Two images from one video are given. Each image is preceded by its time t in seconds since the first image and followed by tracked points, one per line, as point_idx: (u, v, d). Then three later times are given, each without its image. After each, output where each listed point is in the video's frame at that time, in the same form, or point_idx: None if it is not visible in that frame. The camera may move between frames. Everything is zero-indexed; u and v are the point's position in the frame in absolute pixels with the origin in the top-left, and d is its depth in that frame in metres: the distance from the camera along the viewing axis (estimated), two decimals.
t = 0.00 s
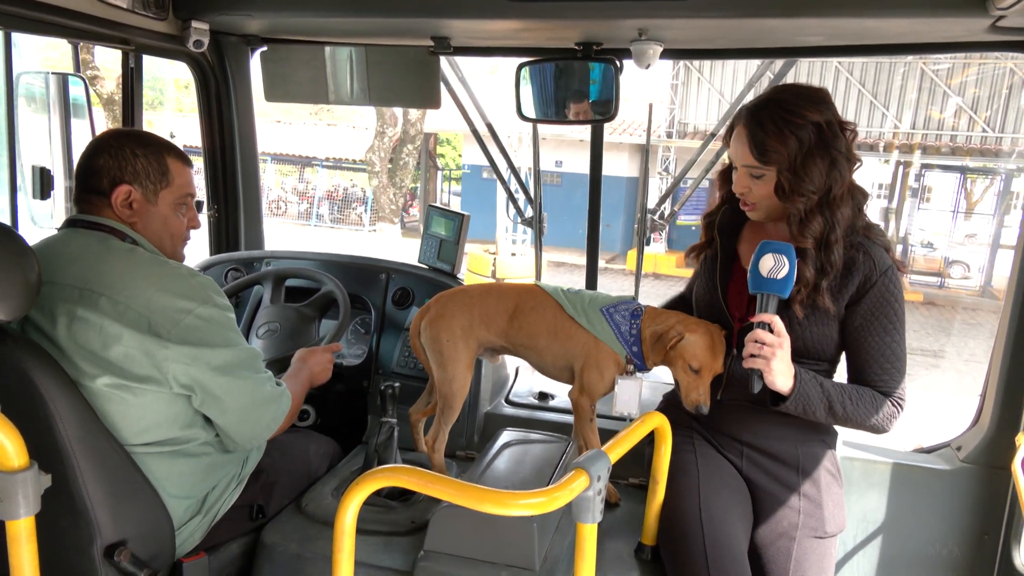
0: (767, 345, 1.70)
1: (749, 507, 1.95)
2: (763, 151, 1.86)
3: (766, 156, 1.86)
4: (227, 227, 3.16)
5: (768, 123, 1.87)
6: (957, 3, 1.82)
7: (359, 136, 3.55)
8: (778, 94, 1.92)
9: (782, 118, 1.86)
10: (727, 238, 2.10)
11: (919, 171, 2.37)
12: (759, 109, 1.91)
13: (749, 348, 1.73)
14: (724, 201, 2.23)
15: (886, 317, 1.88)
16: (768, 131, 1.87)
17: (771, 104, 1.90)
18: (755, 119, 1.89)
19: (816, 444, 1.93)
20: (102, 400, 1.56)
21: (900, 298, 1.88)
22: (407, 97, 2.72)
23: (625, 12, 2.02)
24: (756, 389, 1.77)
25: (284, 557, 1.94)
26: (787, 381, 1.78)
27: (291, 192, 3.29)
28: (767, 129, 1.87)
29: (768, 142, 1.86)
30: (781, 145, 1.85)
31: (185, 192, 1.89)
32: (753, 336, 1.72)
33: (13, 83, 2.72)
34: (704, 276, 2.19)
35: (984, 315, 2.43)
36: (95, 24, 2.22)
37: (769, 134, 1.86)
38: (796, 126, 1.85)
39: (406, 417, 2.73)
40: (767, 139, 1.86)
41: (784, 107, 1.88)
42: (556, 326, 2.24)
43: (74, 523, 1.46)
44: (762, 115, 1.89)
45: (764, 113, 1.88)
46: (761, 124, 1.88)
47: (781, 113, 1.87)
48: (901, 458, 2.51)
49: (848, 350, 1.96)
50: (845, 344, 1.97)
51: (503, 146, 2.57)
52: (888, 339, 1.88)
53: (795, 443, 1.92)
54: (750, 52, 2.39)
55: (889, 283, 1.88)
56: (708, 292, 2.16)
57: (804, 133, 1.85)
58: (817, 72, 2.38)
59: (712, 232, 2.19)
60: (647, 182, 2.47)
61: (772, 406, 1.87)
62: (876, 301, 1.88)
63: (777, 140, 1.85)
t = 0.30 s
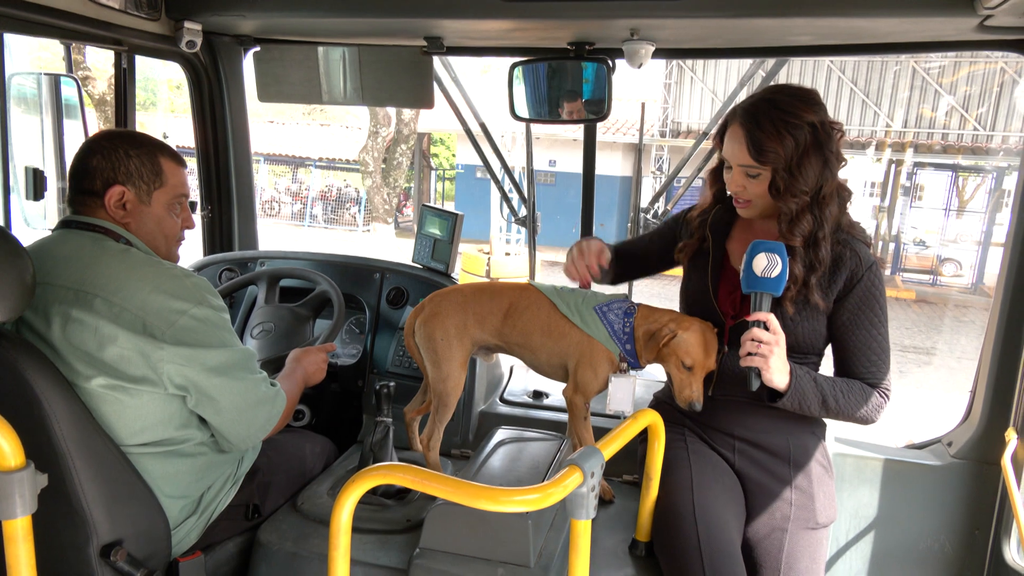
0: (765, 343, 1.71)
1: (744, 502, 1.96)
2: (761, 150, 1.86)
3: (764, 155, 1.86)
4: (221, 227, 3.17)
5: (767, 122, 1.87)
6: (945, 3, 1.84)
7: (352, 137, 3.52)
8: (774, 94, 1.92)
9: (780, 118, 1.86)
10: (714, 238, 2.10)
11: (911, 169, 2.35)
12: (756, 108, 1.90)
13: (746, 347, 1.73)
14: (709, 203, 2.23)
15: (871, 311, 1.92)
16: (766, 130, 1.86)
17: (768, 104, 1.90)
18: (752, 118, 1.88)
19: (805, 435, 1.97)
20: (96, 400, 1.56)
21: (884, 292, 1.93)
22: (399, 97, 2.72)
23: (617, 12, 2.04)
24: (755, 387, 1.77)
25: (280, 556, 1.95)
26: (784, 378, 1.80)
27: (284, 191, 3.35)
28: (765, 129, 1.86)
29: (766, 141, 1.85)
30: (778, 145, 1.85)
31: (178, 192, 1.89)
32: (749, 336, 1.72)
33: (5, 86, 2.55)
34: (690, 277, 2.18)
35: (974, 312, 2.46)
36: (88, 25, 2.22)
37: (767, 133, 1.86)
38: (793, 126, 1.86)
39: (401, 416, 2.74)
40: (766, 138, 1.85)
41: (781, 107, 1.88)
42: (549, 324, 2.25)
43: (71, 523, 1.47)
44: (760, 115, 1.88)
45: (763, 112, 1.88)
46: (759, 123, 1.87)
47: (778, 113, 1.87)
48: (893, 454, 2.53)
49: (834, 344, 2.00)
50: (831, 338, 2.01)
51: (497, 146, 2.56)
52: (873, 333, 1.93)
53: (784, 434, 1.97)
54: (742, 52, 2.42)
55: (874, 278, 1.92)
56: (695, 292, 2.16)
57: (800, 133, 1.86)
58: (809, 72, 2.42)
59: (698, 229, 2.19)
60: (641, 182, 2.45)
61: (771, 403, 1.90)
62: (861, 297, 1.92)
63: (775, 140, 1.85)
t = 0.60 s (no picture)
0: (773, 344, 1.74)
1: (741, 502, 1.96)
2: (771, 152, 1.84)
3: (774, 157, 1.85)
4: (220, 229, 3.19)
5: (774, 124, 1.85)
6: (940, 3, 1.85)
7: (353, 138, 3.49)
8: (773, 95, 1.90)
9: (787, 119, 1.86)
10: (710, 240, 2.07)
11: (910, 169, 2.34)
12: (760, 108, 1.88)
13: (755, 348, 1.76)
14: (694, 205, 2.17)
15: (860, 303, 2.01)
16: (776, 132, 1.84)
17: (773, 105, 1.88)
18: (759, 120, 1.86)
19: (796, 427, 2.01)
20: (98, 401, 1.57)
21: (868, 284, 2.03)
22: (398, 98, 2.73)
23: (615, 13, 2.05)
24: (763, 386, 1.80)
25: (280, 555, 1.96)
26: (789, 375, 1.84)
27: (283, 193, 3.28)
28: (774, 130, 1.84)
29: (776, 143, 1.84)
30: (788, 147, 1.85)
31: (181, 194, 1.90)
32: (758, 337, 1.75)
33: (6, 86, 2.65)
34: (683, 280, 2.15)
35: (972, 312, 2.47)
36: (87, 26, 2.22)
37: (777, 135, 1.84)
38: (799, 127, 1.86)
39: (400, 416, 2.75)
40: (778, 141, 1.84)
41: (786, 108, 1.87)
42: (548, 324, 2.27)
43: (72, 523, 1.48)
44: (767, 116, 1.86)
45: (772, 114, 1.86)
46: (768, 125, 1.85)
47: (785, 114, 1.86)
48: (891, 453, 2.54)
49: (822, 336, 2.07)
50: (817, 330, 2.08)
51: (495, 146, 2.56)
52: (861, 325, 2.02)
53: (777, 429, 2.00)
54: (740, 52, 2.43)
55: (861, 273, 2.01)
56: (689, 296, 2.13)
57: (806, 134, 1.88)
58: (808, 71, 2.44)
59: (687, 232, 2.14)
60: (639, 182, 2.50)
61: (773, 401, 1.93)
62: (849, 293, 2.00)
63: (784, 142, 1.84)
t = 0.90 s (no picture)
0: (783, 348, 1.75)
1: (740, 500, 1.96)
2: (775, 158, 1.83)
3: (777, 163, 1.83)
4: (225, 232, 3.19)
5: (777, 129, 1.84)
6: (941, 2, 1.85)
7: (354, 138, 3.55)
8: (769, 100, 1.89)
9: (788, 124, 1.85)
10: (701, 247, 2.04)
11: (912, 168, 2.38)
12: (760, 114, 1.86)
13: (765, 352, 1.77)
14: (682, 213, 2.11)
15: (846, 300, 2.05)
16: (780, 138, 1.83)
17: (773, 111, 1.86)
18: (761, 126, 1.84)
19: (791, 423, 2.02)
20: (105, 401, 1.59)
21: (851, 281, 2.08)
22: (401, 99, 2.74)
23: (617, 14, 2.06)
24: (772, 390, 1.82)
25: (285, 554, 1.97)
26: (796, 376, 1.86)
27: (286, 194, 3.28)
28: (777, 135, 1.83)
29: (779, 149, 1.83)
30: (790, 152, 1.85)
31: (185, 196, 1.91)
32: (766, 341, 1.76)
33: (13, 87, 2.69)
34: (674, 287, 2.15)
35: (974, 311, 2.47)
36: (92, 29, 2.24)
37: (779, 140, 1.83)
38: (800, 132, 1.86)
39: (404, 416, 2.76)
40: (784, 148, 1.83)
41: (785, 113, 1.87)
42: (550, 324, 2.27)
43: (79, 523, 1.49)
44: (768, 123, 1.84)
45: (776, 121, 1.84)
46: (770, 131, 1.84)
47: (787, 120, 1.85)
48: (894, 452, 2.55)
49: (810, 333, 2.10)
50: (805, 326, 2.11)
51: (498, 146, 2.58)
52: (847, 321, 2.06)
53: (772, 425, 2.00)
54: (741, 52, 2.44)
55: (847, 271, 2.05)
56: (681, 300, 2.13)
57: (805, 138, 1.88)
58: (809, 73, 2.42)
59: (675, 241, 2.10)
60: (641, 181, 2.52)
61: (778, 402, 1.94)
62: (838, 290, 2.03)
63: (787, 148, 1.84)
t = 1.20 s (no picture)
0: (785, 351, 1.77)
1: (742, 501, 1.97)
2: (772, 166, 1.84)
3: (775, 171, 1.84)
4: (225, 239, 3.24)
5: (774, 137, 1.85)
6: (938, 3, 1.86)
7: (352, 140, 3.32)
8: (764, 106, 1.91)
9: (784, 132, 1.86)
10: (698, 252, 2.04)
11: (911, 169, 2.33)
12: (756, 122, 1.87)
13: (767, 356, 1.78)
14: (676, 225, 2.08)
15: (843, 298, 2.06)
16: (777, 145, 1.84)
17: (769, 118, 1.88)
18: (757, 134, 1.85)
19: (791, 422, 2.03)
20: (108, 403, 1.59)
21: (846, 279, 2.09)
22: (400, 102, 2.74)
23: (616, 15, 2.07)
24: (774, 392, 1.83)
25: (287, 555, 1.97)
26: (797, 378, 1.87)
27: (285, 197, 3.26)
28: (774, 143, 1.84)
29: (777, 157, 1.83)
30: (788, 159, 1.86)
31: (187, 199, 1.92)
32: (768, 345, 1.78)
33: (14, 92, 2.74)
34: (671, 293, 2.15)
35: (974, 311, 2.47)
36: (93, 33, 2.25)
37: (776, 148, 1.84)
38: (796, 139, 1.87)
39: (405, 417, 2.76)
40: (782, 155, 1.84)
41: (780, 120, 1.88)
42: (552, 325, 2.29)
43: (82, 524, 1.50)
44: (765, 131, 1.85)
45: (773, 128, 1.85)
46: (767, 139, 1.84)
47: (783, 127, 1.86)
48: (893, 452, 2.55)
49: (809, 330, 2.11)
50: (804, 325, 2.12)
51: (497, 149, 2.60)
52: (846, 318, 2.08)
53: (773, 426, 2.01)
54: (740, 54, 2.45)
55: (843, 271, 2.06)
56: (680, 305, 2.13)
57: (802, 144, 1.89)
58: (809, 72, 2.47)
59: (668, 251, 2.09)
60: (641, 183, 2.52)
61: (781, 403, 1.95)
62: (835, 288, 2.04)
63: (785, 155, 1.85)
